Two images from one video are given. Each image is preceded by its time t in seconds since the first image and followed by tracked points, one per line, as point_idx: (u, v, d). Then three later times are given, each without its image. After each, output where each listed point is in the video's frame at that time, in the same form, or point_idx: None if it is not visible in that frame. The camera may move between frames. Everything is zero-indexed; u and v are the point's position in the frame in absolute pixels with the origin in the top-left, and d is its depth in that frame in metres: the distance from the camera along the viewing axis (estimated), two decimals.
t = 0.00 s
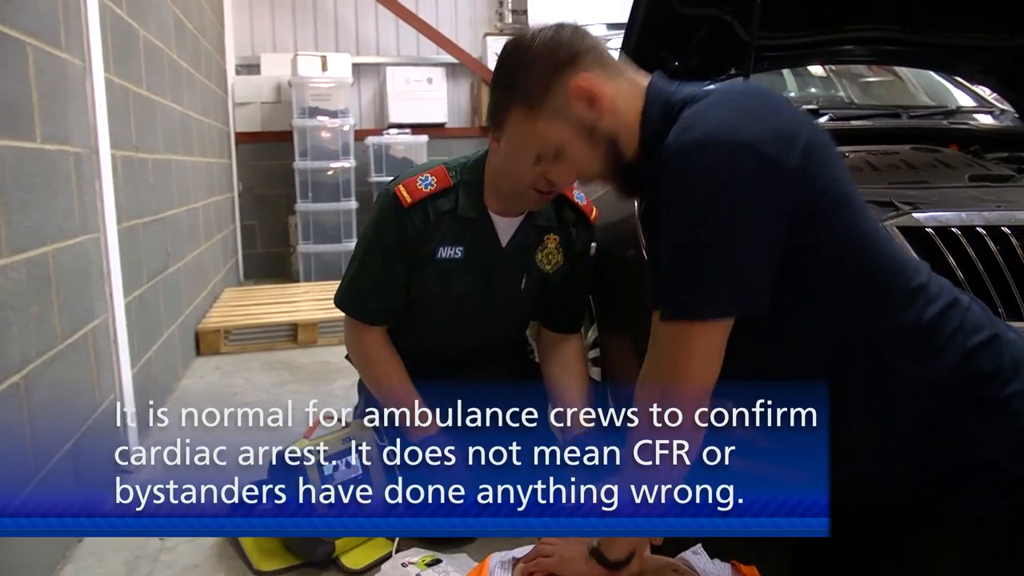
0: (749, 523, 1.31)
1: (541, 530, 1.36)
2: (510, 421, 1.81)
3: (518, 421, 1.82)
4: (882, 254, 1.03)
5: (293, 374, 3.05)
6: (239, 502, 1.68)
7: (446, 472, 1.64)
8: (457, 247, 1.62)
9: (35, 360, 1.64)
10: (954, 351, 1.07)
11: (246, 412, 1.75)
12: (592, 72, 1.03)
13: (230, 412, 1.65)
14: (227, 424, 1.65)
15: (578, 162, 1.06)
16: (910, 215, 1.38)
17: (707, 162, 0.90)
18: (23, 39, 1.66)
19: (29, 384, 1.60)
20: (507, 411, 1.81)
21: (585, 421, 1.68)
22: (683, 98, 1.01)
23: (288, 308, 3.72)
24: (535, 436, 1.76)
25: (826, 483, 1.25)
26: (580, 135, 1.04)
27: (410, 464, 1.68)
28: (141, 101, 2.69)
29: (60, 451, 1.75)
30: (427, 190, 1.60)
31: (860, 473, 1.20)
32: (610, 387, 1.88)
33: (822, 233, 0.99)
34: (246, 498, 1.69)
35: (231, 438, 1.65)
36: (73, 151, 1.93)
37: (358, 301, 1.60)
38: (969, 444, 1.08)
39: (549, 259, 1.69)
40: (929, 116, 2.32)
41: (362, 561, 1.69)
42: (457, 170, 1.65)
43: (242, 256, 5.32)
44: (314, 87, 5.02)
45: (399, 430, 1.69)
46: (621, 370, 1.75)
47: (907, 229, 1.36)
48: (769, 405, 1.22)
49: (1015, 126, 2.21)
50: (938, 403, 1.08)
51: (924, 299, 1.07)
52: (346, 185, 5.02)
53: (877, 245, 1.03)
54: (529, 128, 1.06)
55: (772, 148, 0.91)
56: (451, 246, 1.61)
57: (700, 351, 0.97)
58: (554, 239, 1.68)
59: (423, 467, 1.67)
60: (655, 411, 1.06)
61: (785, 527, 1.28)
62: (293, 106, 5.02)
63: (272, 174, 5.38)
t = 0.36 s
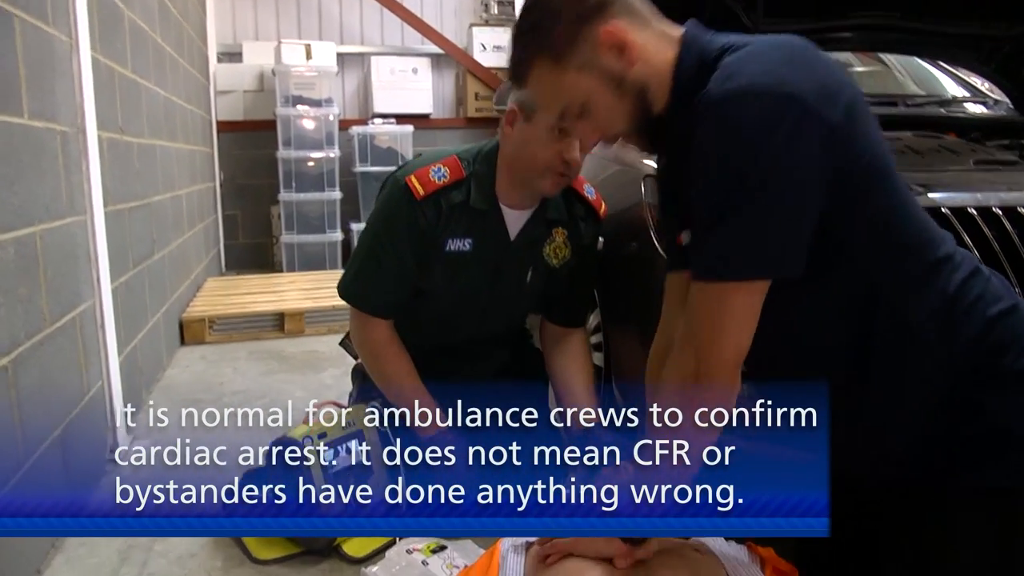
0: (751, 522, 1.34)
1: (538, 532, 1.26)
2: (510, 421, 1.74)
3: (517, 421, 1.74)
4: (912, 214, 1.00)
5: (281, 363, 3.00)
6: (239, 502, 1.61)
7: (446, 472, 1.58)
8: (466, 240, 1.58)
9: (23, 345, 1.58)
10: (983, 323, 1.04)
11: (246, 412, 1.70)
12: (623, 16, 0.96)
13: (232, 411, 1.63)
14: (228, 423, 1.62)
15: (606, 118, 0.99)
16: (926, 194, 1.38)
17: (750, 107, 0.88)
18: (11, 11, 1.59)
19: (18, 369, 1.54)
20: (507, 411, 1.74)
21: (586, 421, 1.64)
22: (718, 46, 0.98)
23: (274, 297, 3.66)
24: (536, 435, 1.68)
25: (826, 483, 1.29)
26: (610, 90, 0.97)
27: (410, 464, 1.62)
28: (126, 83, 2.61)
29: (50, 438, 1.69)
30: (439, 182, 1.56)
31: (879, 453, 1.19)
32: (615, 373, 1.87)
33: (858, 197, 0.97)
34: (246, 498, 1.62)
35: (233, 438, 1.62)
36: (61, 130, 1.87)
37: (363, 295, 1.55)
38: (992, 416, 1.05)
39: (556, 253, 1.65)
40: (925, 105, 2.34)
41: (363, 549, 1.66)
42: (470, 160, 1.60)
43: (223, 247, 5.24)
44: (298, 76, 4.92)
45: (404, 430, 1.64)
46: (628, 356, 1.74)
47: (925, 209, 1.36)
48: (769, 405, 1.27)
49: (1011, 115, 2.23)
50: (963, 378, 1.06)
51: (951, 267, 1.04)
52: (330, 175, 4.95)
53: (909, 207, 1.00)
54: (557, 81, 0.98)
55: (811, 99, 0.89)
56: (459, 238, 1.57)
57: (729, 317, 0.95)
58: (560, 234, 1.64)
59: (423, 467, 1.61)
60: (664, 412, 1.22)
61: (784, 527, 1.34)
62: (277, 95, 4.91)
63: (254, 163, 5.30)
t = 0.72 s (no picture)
0: (753, 522, 1.22)
1: (524, 532, 1.17)
2: (510, 421, 1.71)
3: (517, 421, 1.72)
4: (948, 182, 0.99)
5: (271, 345, 2.98)
6: (239, 502, 1.58)
7: (446, 472, 1.53)
8: (462, 220, 1.55)
9: (10, 315, 1.55)
10: (1009, 293, 1.02)
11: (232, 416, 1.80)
12: None
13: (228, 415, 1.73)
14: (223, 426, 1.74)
15: (657, 51, 0.97)
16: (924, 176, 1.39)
17: (781, 68, 0.86)
18: None
19: (5, 339, 1.51)
20: (507, 411, 1.71)
21: (586, 421, 1.60)
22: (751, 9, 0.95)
23: (263, 280, 3.63)
24: (536, 436, 1.67)
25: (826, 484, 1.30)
26: (663, 20, 0.94)
27: (410, 465, 1.57)
28: (117, 58, 2.57)
29: (36, 413, 1.65)
30: (437, 160, 1.53)
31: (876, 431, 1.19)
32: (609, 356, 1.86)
33: (885, 155, 0.94)
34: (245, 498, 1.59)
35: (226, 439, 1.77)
36: (50, 100, 1.84)
37: (355, 275, 1.50)
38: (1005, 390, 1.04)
39: (552, 234, 1.63)
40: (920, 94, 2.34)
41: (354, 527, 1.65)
42: (468, 139, 1.57)
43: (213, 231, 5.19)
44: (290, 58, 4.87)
45: (400, 429, 1.58)
46: (624, 338, 1.73)
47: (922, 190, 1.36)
48: (769, 405, 1.31)
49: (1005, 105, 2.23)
50: (967, 354, 1.06)
51: (980, 236, 1.04)
52: (322, 160, 4.91)
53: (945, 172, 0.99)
54: (612, 12, 0.94)
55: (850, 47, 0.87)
56: (455, 219, 1.55)
57: (741, 259, 0.92)
58: (558, 216, 1.62)
59: (423, 467, 1.55)
60: (654, 411, 1.13)
61: (785, 528, 1.27)
62: (268, 77, 4.86)
63: (245, 147, 5.26)
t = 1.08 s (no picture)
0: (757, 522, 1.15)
1: (526, 531, 1.15)
2: (510, 421, 1.68)
3: (517, 421, 1.69)
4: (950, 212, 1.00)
5: (283, 342, 2.98)
6: (239, 502, 1.51)
7: (446, 472, 1.52)
8: (477, 218, 1.53)
9: (25, 307, 1.55)
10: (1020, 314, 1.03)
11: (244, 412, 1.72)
12: (637, 45, 0.99)
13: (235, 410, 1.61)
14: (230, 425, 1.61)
15: (621, 139, 1.02)
16: (944, 172, 1.37)
17: (775, 112, 0.86)
18: None
19: (19, 331, 1.52)
20: (507, 411, 1.68)
21: (586, 421, 1.57)
22: (736, 58, 0.97)
23: (276, 278, 3.64)
24: (536, 436, 1.63)
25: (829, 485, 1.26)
26: (626, 111, 1.00)
27: (410, 464, 1.55)
28: (133, 54, 2.59)
29: (50, 406, 1.66)
30: (453, 157, 1.50)
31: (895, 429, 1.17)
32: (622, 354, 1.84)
33: (876, 205, 0.94)
34: (246, 498, 1.52)
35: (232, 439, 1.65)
36: (67, 94, 1.84)
37: (369, 273, 1.47)
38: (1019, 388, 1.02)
39: (566, 233, 1.62)
40: (938, 93, 2.31)
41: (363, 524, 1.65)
42: (484, 134, 1.55)
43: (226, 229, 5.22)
44: (304, 57, 4.88)
45: (407, 429, 1.56)
46: (636, 336, 1.72)
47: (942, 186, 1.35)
48: (769, 405, 1.27)
49: None
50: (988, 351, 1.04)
51: (989, 264, 1.05)
52: (335, 158, 4.92)
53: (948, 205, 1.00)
54: (572, 106, 1.04)
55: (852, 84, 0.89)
56: (470, 217, 1.53)
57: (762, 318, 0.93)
58: (571, 214, 1.60)
59: (423, 467, 1.54)
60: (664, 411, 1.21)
61: (786, 528, 1.19)
62: (284, 77, 4.86)
63: (258, 145, 5.28)
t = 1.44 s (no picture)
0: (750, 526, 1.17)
1: (526, 531, 1.15)
2: (511, 421, 1.63)
3: (518, 422, 1.65)
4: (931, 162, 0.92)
5: (279, 340, 2.97)
6: (239, 502, 1.50)
7: (446, 472, 1.47)
8: (476, 212, 1.53)
9: (18, 304, 1.54)
10: (1009, 272, 0.97)
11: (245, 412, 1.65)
12: None
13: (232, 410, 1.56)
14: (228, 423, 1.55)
15: (632, 48, 0.89)
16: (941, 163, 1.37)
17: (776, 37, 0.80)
18: None
19: (12, 328, 1.51)
20: (508, 412, 1.63)
21: (586, 421, 1.52)
22: None
23: (271, 276, 3.63)
24: (537, 437, 1.56)
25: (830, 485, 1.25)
26: (636, 16, 0.86)
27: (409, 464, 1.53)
28: (125, 51, 2.58)
29: (43, 404, 1.64)
30: (454, 151, 1.51)
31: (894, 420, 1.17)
32: (619, 349, 1.84)
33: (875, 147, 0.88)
34: (246, 498, 1.51)
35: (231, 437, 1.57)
36: (58, 91, 1.83)
37: (368, 266, 1.46)
38: (1011, 377, 1.01)
39: (565, 228, 1.63)
40: (933, 86, 2.31)
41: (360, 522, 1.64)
42: (485, 129, 1.55)
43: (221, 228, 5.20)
44: (298, 55, 4.86)
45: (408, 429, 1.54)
46: (632, 330, 1.71)
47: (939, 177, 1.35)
48: (768, 405, 1.27)
49: (1019, 96, 2.21)
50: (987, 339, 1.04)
51: (973, 216, 0.97)
52: (330, 157, 4.91)
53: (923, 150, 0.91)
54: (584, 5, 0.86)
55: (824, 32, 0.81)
56: (470, 212, 1.53)
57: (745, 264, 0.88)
58: (571, 209, 1.61)
59: (424, 467, 1.51)
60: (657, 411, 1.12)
61: (785, 528, 1.22)
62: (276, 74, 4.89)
63: (253, 144, 5.27)
